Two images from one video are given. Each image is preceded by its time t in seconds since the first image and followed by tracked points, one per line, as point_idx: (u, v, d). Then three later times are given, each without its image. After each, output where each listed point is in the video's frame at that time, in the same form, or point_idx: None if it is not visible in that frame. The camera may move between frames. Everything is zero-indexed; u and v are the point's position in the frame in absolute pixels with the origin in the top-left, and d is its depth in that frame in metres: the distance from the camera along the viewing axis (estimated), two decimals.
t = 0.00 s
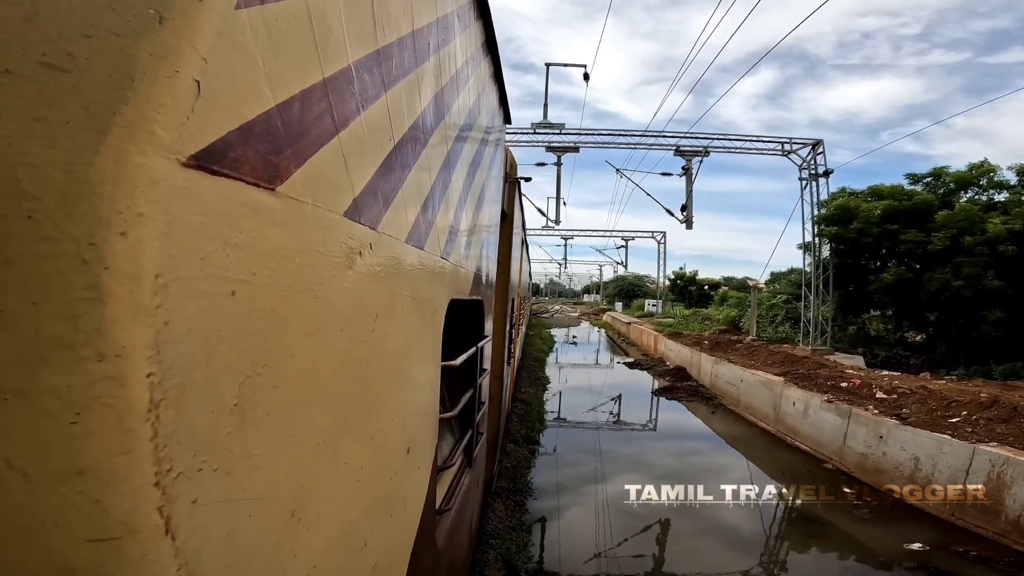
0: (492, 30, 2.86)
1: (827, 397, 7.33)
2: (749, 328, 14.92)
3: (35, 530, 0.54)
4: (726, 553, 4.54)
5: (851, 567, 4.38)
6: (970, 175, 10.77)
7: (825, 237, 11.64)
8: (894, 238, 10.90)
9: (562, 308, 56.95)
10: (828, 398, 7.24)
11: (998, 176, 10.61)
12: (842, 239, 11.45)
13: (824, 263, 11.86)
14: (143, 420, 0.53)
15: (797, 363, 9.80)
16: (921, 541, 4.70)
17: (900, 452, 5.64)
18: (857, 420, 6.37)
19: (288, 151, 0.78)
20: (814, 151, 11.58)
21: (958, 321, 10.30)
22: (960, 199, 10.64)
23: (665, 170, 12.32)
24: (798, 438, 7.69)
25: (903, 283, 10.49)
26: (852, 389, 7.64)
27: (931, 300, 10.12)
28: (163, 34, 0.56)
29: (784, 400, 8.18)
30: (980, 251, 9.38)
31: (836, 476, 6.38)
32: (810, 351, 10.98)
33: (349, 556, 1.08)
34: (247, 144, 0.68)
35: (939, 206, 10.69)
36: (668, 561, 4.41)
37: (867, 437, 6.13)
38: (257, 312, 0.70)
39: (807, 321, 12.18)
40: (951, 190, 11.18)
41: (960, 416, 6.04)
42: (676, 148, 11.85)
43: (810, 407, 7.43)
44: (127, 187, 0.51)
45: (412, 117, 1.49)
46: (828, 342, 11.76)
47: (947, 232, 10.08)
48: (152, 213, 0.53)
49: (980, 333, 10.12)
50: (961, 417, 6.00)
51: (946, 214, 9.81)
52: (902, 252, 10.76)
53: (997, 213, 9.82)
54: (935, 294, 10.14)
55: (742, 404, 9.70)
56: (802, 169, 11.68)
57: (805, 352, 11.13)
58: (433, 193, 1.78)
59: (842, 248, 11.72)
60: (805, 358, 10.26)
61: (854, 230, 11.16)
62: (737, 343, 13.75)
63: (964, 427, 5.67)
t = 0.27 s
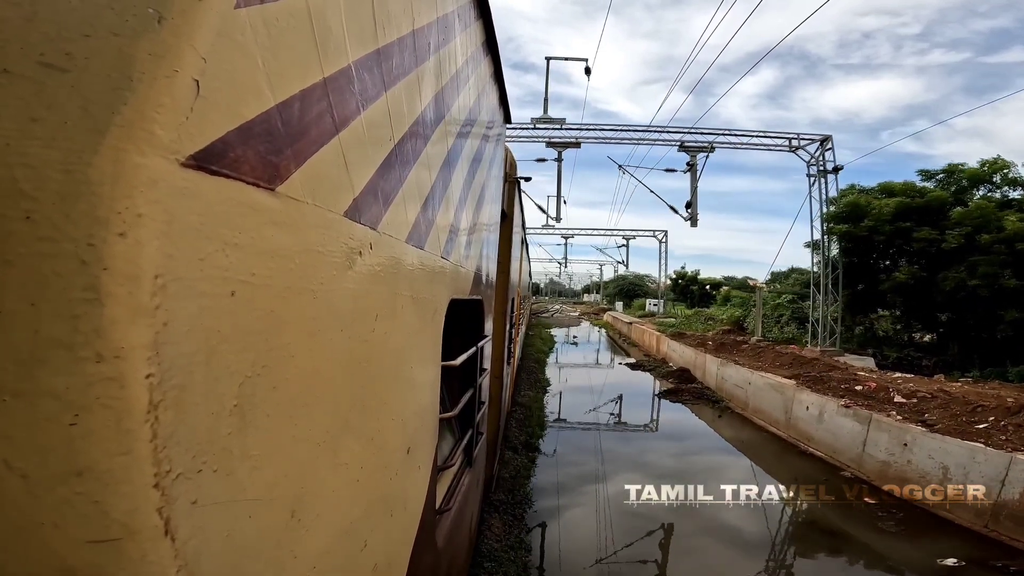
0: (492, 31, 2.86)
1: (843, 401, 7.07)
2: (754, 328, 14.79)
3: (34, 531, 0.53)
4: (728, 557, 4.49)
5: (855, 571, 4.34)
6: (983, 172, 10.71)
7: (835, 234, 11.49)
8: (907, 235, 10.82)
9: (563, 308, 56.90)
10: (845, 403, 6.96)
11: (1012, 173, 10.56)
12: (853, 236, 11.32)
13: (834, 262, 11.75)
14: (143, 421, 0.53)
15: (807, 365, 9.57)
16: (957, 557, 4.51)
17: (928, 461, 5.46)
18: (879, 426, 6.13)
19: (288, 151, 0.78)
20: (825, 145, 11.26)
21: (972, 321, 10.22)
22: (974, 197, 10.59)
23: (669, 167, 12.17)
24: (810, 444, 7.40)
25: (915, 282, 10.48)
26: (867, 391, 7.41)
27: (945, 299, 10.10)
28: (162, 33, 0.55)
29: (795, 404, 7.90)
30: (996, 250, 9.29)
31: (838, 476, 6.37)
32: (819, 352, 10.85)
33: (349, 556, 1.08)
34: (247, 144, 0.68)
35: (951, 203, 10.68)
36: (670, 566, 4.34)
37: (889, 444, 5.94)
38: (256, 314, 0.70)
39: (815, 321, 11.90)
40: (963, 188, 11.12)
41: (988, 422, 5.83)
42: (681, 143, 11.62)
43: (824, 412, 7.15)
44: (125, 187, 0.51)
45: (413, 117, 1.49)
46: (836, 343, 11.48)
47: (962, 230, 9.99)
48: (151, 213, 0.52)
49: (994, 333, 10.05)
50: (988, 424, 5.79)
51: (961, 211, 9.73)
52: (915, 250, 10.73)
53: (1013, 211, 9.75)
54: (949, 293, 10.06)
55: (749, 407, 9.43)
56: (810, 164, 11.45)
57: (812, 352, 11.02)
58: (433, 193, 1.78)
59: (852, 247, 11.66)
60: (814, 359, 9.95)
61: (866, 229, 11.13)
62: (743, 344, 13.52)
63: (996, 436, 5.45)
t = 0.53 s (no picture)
0: (492, 30, 2.85)
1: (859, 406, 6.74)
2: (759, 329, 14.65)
3: (39, 532, 0.54)
4: (732, 559, 4.44)
5: None
6: (996, 169, 10.59)
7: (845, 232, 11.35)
8: (919, 234, 10.70)
9: (563, 308, 56.84)
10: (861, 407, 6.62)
11: None
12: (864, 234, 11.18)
13: (842, 261, 11.61)
14: (150, 422, 0.53)
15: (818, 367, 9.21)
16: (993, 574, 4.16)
17: (955, 469, 5.16)
18: (899, 432, 5.81)
19: (291, 153, 0.78)
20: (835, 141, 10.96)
21: (984, 321, 10.11)
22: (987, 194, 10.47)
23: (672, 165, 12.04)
24: (825, 450, 7.07)
25: (927, 281, 10.38)
26: (882, 394, 7.08)
27: (957, 299, 10.01)
28: (167, 35, 0.56)
29: (807, 408, 7.58)
30: (1012, 249, 9.16)
31: (840, 476, 6.37)
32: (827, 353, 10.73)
33: (351, 557, 1.08)
34: (251, 146, 0.68)
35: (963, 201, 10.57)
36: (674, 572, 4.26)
37: (911, 451, 5.63)
38: (260, 315, 0.70)
39: (822, 321, 11.68)
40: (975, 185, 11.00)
41: (1014, 426, 5.47)
42: (686, 138, 11.40)
43: (839, 417, 6.82)
44: (131, 189, 0.51)
45: (414, 118, 1.49)
46: (846, 344, 11.29)
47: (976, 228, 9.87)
48: (157, 215, 0.53)
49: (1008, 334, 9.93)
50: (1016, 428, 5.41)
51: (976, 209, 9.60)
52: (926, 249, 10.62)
53: None
54: (962, 293, 9.94)
55: (756, 410, 9.14)
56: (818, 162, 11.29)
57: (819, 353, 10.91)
58: (434, 194, 1.78)
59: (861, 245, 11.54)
60: (824, 360, 9.68)
61: (876, 227, 11.00)
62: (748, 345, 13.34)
63: None
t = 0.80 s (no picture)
0: (492, 30, 2.86)
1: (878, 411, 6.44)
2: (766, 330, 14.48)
3: (46, 532, 0.54)
4: (739, 562, 4.41)
5: None
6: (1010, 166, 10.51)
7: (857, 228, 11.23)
8: (933, 231, 10.61)
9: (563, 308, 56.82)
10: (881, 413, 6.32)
11: None
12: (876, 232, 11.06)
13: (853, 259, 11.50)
14: (155, 422, 0.54)
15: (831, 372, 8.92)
16: None
17: (989, 479, 4.80)
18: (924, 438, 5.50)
19: (293, 154, 0.78)
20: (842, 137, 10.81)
21: (999, 321, 10.04)
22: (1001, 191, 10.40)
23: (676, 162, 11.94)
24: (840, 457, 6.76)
25: (941, 280, 10.28)
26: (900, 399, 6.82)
27: (973, 298, 9.94)
28: (171, 38, 0.56)
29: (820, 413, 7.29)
30: None
31: (842, 476, 6.37)
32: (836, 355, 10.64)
33: (353, 556, 1.08)
34: (254, 148, 0.68)
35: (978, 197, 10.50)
36: None
37: (938, 460, 5.34)
38: (263, 316, 0.71)
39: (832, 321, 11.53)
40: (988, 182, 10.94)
41: None
42: (689, 134, 11.30)
43: (857, 423, 6.51)
44: (136, 191, 0.52)
45: (415, 118, 1.49)
46: (856, 346, 11.17)
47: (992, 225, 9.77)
48: (162, 218, 0.53)
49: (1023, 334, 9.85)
50: None
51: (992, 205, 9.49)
52: (940, 247, 10.54)
53: None
54: (977, 292, 9.85)
55: (766, 415, 8.86)
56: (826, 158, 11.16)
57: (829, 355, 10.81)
58: (434, 194, 1.78)
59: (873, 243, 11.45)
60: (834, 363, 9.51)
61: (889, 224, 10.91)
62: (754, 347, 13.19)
63: None
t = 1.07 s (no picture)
0: (492, 30, 2.86)
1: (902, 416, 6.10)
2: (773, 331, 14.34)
3: (50, 532, 0.55)
4: (739, 561, 4.42)
5: None
6: None
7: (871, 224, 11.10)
8: (948, 228, 10.52)
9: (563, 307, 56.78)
10: (907, 419, 5.94)
11: None
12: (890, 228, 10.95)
13: (865, 257, 11.35)
14: (159, 423, 0.54)
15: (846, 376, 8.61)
16: None
17: None
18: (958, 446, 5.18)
19: (294, 156, 0.79)
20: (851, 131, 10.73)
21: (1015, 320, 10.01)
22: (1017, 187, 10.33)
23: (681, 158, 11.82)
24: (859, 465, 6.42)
25: (957, 278, 10.19)
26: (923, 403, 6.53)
27: (991, 298, 9.84)
28: (174, 41, 0.56)
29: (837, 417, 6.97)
30: None
31: (846, 477, 6.36)
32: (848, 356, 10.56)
33: (353, 556, 1.08)
34: (256, 149, 0.69)
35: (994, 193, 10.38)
36: None
37: (973, 469, 5.00)
38: (265, 317, 0.71)
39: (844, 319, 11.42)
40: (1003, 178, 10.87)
41: None
42: (694, 127, 11.21)
43: (879, 429, 6.17)
44: (141, 193, 0.52)
45: (415, 118, 1.49)
46: (868, 346, 11.04)
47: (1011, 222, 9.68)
48: (166, 220, 0.54)
49: None
50: None
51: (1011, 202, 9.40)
52: (956, 244, 10.44)
53: None
54: (995, 291, 9.79)
55: (776, 419, 8.53)
56: (836, 153, 10.98)
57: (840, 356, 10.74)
58: (434, 194, 1.78)
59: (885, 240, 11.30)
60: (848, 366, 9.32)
61: (903, 220, 10.75)
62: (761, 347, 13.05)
63: None
